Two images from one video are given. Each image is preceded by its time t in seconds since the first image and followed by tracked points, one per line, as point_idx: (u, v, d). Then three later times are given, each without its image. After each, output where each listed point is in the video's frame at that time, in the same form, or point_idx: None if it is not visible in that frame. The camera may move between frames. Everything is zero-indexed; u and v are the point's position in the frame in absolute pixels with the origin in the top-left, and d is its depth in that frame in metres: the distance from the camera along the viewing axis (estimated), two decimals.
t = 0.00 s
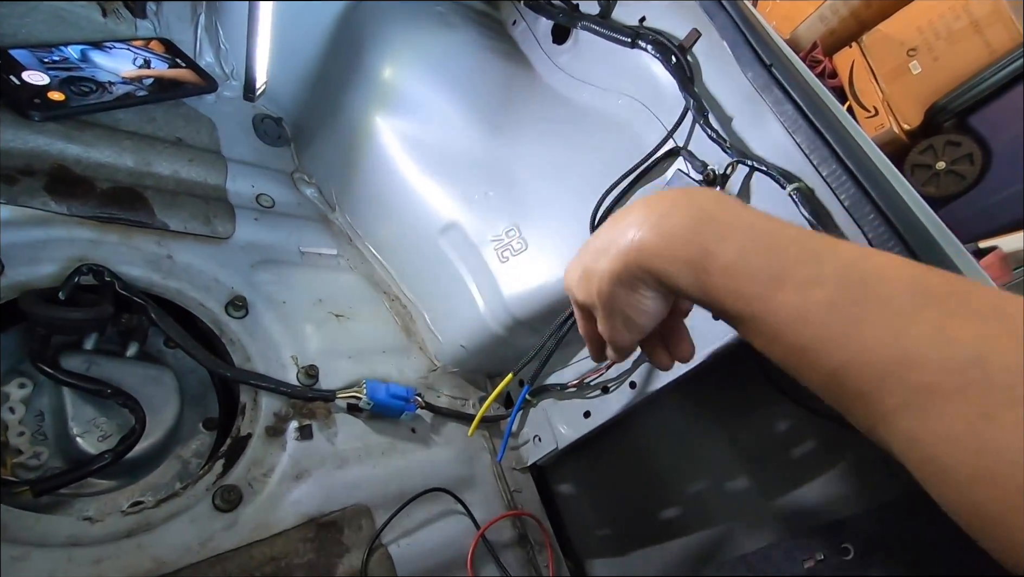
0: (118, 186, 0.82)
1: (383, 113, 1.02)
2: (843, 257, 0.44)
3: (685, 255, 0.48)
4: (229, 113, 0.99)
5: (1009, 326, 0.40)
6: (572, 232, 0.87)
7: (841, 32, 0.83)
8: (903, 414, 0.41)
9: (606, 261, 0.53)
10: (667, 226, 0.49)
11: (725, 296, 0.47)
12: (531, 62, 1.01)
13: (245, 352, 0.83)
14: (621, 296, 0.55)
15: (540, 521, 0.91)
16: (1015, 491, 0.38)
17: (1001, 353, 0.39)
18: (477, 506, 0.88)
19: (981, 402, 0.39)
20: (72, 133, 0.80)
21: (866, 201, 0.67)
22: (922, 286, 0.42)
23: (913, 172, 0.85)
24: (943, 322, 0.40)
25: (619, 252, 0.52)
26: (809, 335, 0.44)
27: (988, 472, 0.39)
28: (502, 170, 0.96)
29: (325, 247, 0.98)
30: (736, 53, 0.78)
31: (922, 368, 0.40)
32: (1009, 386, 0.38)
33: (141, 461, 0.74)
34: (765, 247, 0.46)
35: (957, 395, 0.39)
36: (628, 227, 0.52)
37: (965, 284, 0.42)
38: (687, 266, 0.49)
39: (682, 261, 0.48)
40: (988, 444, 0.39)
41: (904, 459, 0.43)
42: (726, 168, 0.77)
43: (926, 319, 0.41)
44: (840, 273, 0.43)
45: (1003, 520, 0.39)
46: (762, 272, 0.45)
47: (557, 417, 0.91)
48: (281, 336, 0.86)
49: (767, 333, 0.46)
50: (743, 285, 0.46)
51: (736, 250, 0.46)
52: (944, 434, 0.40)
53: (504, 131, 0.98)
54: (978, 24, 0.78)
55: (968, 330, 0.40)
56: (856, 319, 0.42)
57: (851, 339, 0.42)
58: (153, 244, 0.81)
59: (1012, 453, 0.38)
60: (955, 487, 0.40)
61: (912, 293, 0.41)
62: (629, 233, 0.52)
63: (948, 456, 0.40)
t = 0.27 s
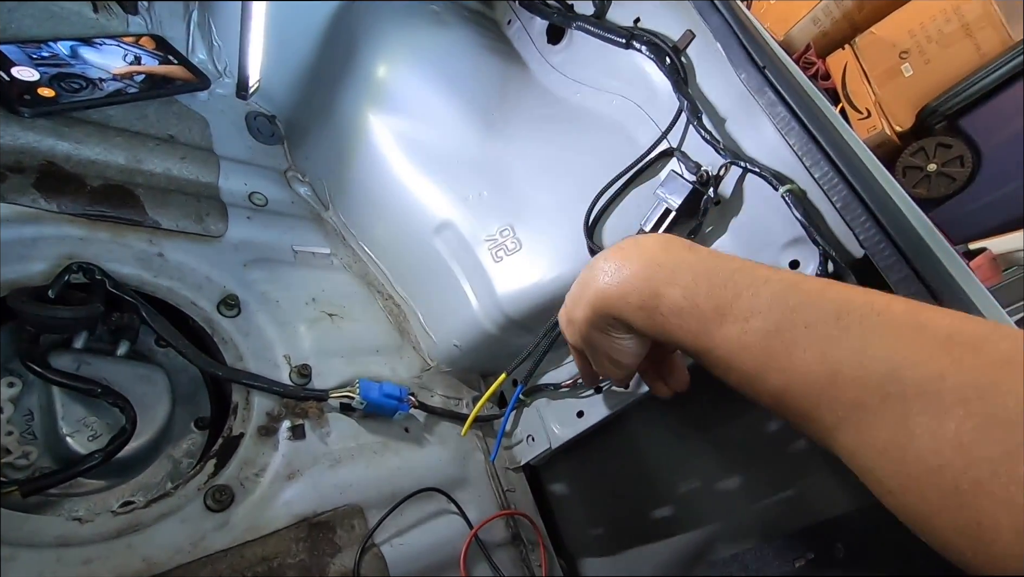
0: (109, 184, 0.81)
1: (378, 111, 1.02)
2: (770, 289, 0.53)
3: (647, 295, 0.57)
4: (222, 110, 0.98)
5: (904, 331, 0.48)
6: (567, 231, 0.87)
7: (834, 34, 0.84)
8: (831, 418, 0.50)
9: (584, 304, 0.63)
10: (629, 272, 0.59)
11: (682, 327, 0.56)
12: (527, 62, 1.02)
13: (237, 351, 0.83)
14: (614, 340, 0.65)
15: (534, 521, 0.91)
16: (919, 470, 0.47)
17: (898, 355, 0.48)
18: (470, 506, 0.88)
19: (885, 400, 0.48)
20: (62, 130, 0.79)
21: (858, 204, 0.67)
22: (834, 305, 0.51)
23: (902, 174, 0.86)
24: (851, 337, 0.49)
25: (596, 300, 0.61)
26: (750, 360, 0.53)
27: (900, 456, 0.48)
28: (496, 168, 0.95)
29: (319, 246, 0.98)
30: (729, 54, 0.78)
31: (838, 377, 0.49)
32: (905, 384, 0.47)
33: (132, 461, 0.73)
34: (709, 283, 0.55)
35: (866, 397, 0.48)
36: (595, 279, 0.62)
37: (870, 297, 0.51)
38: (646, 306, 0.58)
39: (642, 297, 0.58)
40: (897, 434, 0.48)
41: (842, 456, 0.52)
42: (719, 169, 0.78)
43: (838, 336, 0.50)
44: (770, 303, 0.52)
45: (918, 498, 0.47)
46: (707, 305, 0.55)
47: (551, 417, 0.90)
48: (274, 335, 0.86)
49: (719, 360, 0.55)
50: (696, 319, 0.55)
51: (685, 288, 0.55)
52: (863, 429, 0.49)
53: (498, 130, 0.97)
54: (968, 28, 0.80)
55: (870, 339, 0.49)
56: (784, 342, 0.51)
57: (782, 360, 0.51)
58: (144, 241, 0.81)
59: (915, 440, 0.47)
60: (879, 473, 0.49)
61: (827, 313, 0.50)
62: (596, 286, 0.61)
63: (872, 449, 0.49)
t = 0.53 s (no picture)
0: (108, 186, 0.81)
1: (377, 113, 1.02)
2: (758, 288, 0.52)
3: (636, 296, 0.57)
4: (221, 112, 0.98)
5: (889, 329, 0.47)
6: (566, 233, 0.87)
7: (832, 36, 0.85)
8: (820, 418, 0.48)
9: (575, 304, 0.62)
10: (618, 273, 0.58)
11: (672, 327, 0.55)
12: (525, 64, 1.02)
13: (236, 353, 0.83)
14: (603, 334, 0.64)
15: (533, 523, 0.91)
16: (909, 473, 0.44)
17: (883, 353, 0.46)
18: (469, 508, 0.88)
19: (872, 398, 0.46)
20: (61, 132, 0.79)
21: (855, 206, 0.67)
22: (821, 304, 0.49)
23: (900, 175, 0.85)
24: (838, 335, 0.48)
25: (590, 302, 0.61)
26: (739, 359, 0.51)
27: (890, 456, 0.45)
28: (495, 170, 0.95)
29: (318, 248, 0.98)
30: (726, 57, 0.79)
31: (825, 376, 0.47)
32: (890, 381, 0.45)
33: (130, 463, 0.73)
34: (697, 283, 0.54)
35: (853, 396, 0.46)
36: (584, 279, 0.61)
37: (857, 297, 0.49)
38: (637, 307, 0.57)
39: (632, 298, 0.57)
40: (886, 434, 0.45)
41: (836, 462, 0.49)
42: (717, 171, 0.78)
43: (824, 334, 0.48)
44: (757, 303, 0.51)
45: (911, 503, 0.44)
46: (695, 304, 0.54)
47: (550, 419, 0.90)
48: (273, 337, 0.86)
49: (708, 361, 0.53)
50: (685, 319, 0.54)
51: (674, 289, 0.55)
52: (851, 430, 0.47)
53: (496, 132, 0.97)
54: (966, 30, 0.81)
55: (857, 336, 0.47)
56: (771, 340, 0.50)
57: (770, 358, 0.50)
58: (142, 244, 0.81)
59: (902, 442, 0.44)
60: (871, 478, 0.46)
61: (813, 311, 0.49)
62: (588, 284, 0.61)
63: (863, 451, 0.46)
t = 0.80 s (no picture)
0: (110, 190, 0.82)
1: (378, 116, 1.02)
2: (742, 301, 0.54)
3: (627, 312, 0.59)
4: (223, 115, 0.99)
5: (866, 338, 0.50)
6: (567, 236, 0.88)
7: (831, 37, 0.85)
8: (806, 427, 0.51)
9: (561, 321, 0.64)
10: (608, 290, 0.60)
11: (662, 342, 0.58)
12: (525, 67, 1.02)
13: (237, 356, 0.83)
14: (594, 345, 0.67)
15: (534, 526, 0.90)
16: (890, 475, 0.48)
17: (862, 365, 0.49)
18: (471, 511, 0.88)
19: (852, 407, 0.49)
20: (64, 136, 0.80)
21: (855, 209, 0.68)
22: (802, 315, 0.52)
23: (900, 178, 0.85)
24: (818, 347, 0.51)
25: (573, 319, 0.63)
26: (727, 372, 0.54)
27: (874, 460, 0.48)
28: (496, 173, 0.96)
29: (319, 251, 0.98)
30: (727, 61, 0.79)
31: (809, 387, 0.50)
32: (871, 392, 0.48)
33: (132, 467, 0.73)
34: (682, 297, 0.56)
35: (836, 405, 0.49)
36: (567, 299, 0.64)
37: (835, 305, 0.52)
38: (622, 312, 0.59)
39: (619, 314, 0.59)
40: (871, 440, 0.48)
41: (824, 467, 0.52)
42: (717, 175, 0.78)
43: (806, 345, 0.51)
44: (739, 317, 0.54)
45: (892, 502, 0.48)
46: (681, 319, 0.56)
47: (550, 422, 0.90)
48: (274, 340, 0.86)
49: (698, 372, 0.56)
50: (673, 334, 0.57)
51: (658, 303, 0.57)
52: (835, 436, 0.50)
53: (497, 135, 0.98)
54: (965, 32, 0.80)
55: (837, 346, 0.50)
56: (757, 353, 0.52)
57: (756, 371, 0.53)
58: (145, 247, 0.81)
59: (881, 447, 0.48)
60: (857, 481, 0.49)
61: (795, 324, 0.52)
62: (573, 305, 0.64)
63: (848, 456, 0.50)
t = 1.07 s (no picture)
0: (113, 199, 0.82)
1: (378, 124, 1.03)
2: (691, 344, 0.45)
3: (562, 354, 0.50)
4: (224, 124, 0.99)
5: (846, 380, 0.39)
6: (566, 243, 0.89)
7: (831, 40, 0.87)
8: (785, 481, 0.39)
9: (482, 371, 0.54)
10: (542, 329, 0.53)
11: (602, 380, 0.47)
12: (523, 73, 1.03)
13: (239, 363, 0.84)
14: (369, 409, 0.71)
15: (536, 531, 0.90)
16: (916, 532, 0.34)
17: (852, 405, 0.38)
18: (472, 516, 0.88)
19: (842, 449, 0.37)
20: (67, 147, 0.80)
21: (850, 214, 0.68)
22: (764, 356, 0.42)
23: (901, 179, 0.87)
24: (791, 389, 0.39)
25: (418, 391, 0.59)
26: (675, 417, 0.43)
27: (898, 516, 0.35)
28: (494, 180, 0.97)
29: (319, 257, 0.98)
30: (722, 66, 0.80)
31: (787, 430, 0.38)
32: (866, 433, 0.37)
33: (135, 474, 0.74)
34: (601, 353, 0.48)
35: (821, 447, 0.37)
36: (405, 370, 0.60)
37: (806, 351, 0.42)
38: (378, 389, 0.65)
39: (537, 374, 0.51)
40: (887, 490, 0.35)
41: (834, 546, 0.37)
42: (714, 179, 0.78)
43: (776, 385, 0.40)
44: (672, 371, 0.44)
45: None
46: (625, 359, 0.47)
47: (551, 426, 0.90)
48: (275, 346, 0.86)
49: (641, 418, 0.45)
50: (617, 376, 0.46)
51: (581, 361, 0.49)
52: (832, 489, 0.36)
53: (496, 142, 0.99)
54: (966, 33, 0.81)
55: (819, 387, 0.39)
56: (712, 392, 0.42)
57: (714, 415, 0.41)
58: (147, 255, 0.82)
59: (901, 502, 0.35)
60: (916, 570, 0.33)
61: (762, 363, 0.41)
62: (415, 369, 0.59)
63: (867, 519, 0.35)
